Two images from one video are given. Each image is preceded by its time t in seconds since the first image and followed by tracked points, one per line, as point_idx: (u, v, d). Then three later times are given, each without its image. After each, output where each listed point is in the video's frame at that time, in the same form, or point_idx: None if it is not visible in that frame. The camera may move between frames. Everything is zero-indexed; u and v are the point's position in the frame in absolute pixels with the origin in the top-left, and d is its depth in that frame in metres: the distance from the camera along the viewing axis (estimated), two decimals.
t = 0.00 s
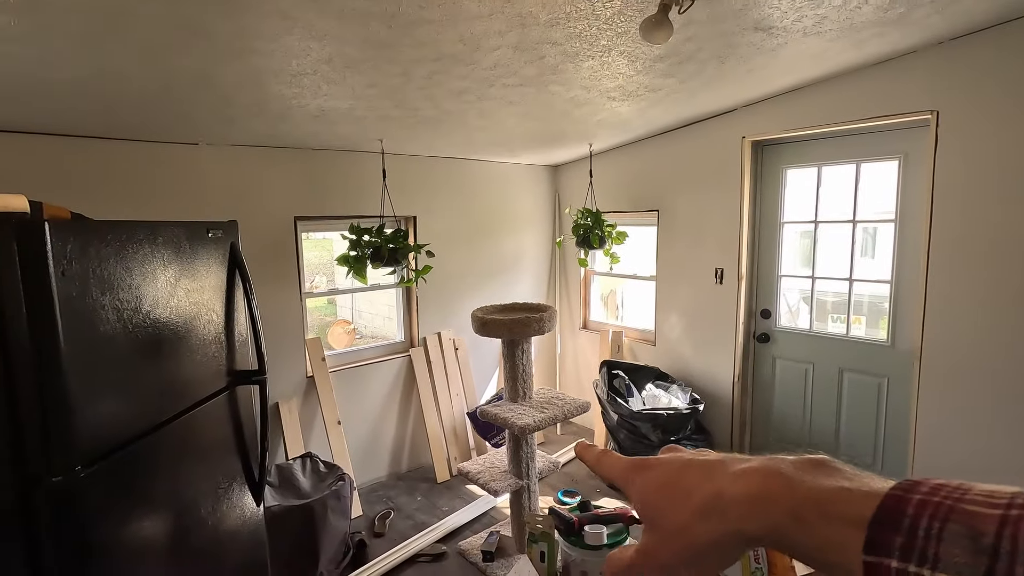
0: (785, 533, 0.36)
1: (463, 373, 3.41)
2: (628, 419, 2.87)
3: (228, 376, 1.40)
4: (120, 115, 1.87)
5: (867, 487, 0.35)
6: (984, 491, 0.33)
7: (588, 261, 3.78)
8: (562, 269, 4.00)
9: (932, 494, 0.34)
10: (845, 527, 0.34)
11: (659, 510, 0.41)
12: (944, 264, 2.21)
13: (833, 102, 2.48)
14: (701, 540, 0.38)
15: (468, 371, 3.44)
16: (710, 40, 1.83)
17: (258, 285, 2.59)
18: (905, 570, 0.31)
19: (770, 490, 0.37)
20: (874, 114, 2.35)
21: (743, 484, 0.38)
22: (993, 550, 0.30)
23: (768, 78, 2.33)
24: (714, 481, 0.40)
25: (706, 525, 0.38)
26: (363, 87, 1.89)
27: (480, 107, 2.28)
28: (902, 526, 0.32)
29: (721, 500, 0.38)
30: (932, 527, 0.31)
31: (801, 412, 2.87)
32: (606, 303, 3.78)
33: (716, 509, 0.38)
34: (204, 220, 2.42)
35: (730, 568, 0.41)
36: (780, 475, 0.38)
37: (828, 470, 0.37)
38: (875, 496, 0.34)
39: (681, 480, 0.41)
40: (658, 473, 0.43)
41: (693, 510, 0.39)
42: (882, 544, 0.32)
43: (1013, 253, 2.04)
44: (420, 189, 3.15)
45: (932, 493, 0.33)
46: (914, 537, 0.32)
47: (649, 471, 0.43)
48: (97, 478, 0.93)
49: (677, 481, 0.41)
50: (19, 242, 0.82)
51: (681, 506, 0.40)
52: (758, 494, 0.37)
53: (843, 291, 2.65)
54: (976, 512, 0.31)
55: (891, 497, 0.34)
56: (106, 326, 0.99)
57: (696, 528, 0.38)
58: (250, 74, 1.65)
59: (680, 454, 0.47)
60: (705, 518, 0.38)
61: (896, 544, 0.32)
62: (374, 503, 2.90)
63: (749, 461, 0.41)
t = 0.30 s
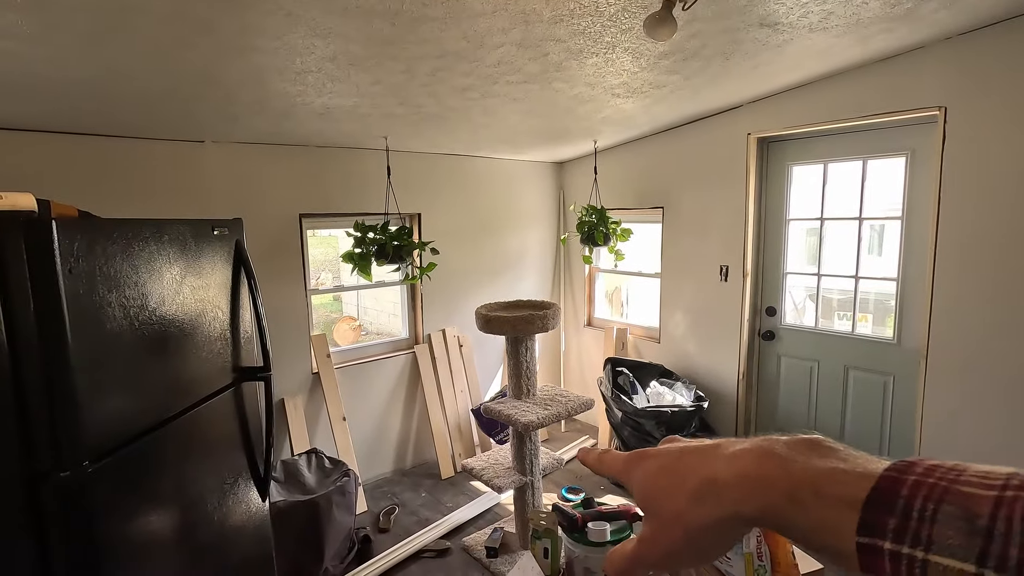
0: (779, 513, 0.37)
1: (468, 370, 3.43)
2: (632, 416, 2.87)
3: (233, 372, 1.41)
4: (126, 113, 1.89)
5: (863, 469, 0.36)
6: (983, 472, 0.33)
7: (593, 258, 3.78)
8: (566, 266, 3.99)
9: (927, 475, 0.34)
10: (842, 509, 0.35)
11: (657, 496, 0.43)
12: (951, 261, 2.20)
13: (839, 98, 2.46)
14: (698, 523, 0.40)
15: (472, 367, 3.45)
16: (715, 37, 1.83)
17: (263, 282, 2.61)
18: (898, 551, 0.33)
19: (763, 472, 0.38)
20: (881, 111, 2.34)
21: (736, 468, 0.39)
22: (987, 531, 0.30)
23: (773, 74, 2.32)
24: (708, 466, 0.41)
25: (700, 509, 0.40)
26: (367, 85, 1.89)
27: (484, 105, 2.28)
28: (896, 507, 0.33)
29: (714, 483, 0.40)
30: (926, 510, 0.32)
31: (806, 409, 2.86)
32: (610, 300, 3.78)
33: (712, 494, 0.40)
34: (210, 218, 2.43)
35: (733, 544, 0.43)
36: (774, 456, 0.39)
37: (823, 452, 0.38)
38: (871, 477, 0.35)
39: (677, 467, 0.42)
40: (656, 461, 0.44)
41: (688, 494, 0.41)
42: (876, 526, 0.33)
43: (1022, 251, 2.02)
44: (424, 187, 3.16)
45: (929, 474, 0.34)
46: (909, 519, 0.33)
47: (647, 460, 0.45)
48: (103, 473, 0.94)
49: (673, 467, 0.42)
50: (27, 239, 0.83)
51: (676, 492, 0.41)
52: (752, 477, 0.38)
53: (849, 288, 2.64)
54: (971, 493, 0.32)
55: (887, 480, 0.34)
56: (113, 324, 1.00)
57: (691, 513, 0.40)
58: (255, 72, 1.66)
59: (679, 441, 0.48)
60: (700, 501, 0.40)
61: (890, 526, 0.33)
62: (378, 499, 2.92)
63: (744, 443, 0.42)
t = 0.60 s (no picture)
0: (784, 471, 0.36)
1: (472, 367, 3.43)
2: (636, 413, 2.87)
3: (240, 368, 1.42)
4: (132, 111, 1.90)
5: (870, 429, 0.35)
6: (994, 430, 0.32)
7: (598, 255, 3.77)
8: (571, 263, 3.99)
9: (937, 434, 0.33)
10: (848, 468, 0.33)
11: (657, 461, 0.41)
12: (958, 260, 2.18)
13: (847, 94, 2.44)
14: (700, 486, 0.39)
15: (476, 364, 3.46)
16: (720, 32, 1.82)
17: (269, 278, 2.62)
18: (905, 509, 0.31)
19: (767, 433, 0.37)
20: (888, 107, 2.32)
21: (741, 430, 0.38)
22: (998, 488, 0.29)
23: (779, 70, 2.31)
24: (711, 429, 0.39)
25: (703, 474, 0.38)
26: (372, 82, 1.89)
27: (489, 101, 2.28)
28: (904, 465, 0.32)
29: (719, 447, 0.38)
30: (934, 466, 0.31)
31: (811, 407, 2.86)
32: (615, 297, 3.78)
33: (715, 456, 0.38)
34: (216, 215, 2.44)
35: (736, 509, 0.42)
36: (780, 418, 0.37)
37: (829, 411, 0.37)
38: (879, 436, 0.34)
39: (679, 432, 0.41)
40: (657, 428, 0.43)
41: (689, 457, 0.39)
42: (882, 483, 0.32)
43: None
44: (429, 183, 3.16)
45: (937, 432, 0.33)
46: (916, 477, 0.31)
47: (649, 428, 0.43)
48: (112, 467, 0.95)
49: (676, 433, 0.41)
50: (36, 238, 0.84)
51: (677, 455, 0.40)
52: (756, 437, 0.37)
53: (854, 286, 2.63)
54: (982, 449, 0.30)
55: (894, 438, 0.33)
56: (121, 320, 1.01)
57: (693, 476, 0.39)
58: (260, 69, 1.66)
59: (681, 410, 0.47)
60: (703, 466, 0.39)
61: (897, 483, 0.32)
62: (384, 495, 2.93)
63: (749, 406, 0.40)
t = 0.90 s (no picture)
0: (754, 473, 0.37)
1: (476, 364, 3.45)
2: (639, 410, 2.88)
3: (244, 365, 1.43)
4: (137, 109, 1.91)
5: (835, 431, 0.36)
6: (949, 435, 0.33)
7: (601, 252, 3.78)
8: (574, 260, 3.99)
9: (896, 437, 0.34)
10: (811, 470, 0.34)
11: (638, 465, 0.42)
12: (963, 257, 2.17)
13: (851, 91, 2.44)
14: (678, 488, 0.40)
15: (480, 361, 3.47)
16: (723, 30, 1.81)
17: (273, 276, 2.64)
18: (862, 510, 0.32)
19: (739, 436, 0.37)
20: (892, 104, 2.31)
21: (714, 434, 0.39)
22: (951, 491, 0.30)
23: (782, 67, 2.30)
24: (688, 434, 0.40)
25: (680, 477, 0.39)
26: (375, 80, 1.90)
27: (491, 99, 2.28)
28: (863, 469, 0.32)
29: (693, 451, 0.39)
30: (891, 469, 0.32)
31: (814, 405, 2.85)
32: (618, 295, 3.78)
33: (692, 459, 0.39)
34: (220, 212, 2.46)
35: (716, 511, 0.42)
36: (752, 421, 0.38)
37: (800, 417, 0.38)
38: (842, 439, 0.34)
39: (658, 436, 0.42)
40: (641, 434, 0.44)
41: (667, 461, 0.40)
42: (842, 486, 0.33)
43: None
44: (432, 181, 3.17)
45: (897, 437, 0.34)
46: (874, 480, 0.32)
47: (631, 433, 0.45)
48: (119, 462, 0.97)
49: (655, 437, 0.42)
50: (43, 236, 0.85)
51: (656, 458, 0.41)
52: (728, 440, 0.38)
53: (858, 284, 2.62)
54: (936, 453, 0.31)
55: (855, 441, 0.34)
56: (127, 317, 1.02)
57: (672, 479, 0.40)
58: (262, 68, 1.67)
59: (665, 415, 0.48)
60: (679, 469, 0.39)
61: (855, 486, 0.32)
62: (387, 491, 2.95)
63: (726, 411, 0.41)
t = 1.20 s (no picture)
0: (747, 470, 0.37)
1: (479, 361, 3.46)
2: (642, 408, 2.88)
3: (248, 363, 1.44)
4: (142, 108, 1.92)
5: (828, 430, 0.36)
6: (942, 435, 0.34)
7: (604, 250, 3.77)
8: (578, 258, 3.99)
9: (890, 437, 0.34)
10: (803, 469, 0.34)
11: (633, 462, 0.43)
12: (968, 256, 2.16)
13: (856, 89, 2.43)
14: (671, 486, 0.40)
15: (483, 359, 3.48)
16: (727, 27, 1.81)
17: (277, 273, 2.65)
18: (855, 510, 0.32)
19: (732, 435, 0.38)
20: (897, 102, 2.30)
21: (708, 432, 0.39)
22: (943, 491, 0.30)
23: (787, 65, 2.29)
24: (682, 431, 0.41)
25: (674, 474, 0.40)
26: (379, 78, 1.90)
27: (495, 97, 2.28)
28: (856, 469, 0.33)
29: (687, 449, 0.40)
30: (884, 469, 0.32)
31: (818, 404, 2.85)
32: (622, 293, 3.77)
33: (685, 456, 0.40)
34: (225, 211, 2.47)
35: (711, 507, 0.43)
36: (746, 419, 0.39)
37: (795, 416, 0.38)
38: (836, 438, 0.35)
39: (653, 434, 0.43)
40: (637, 430, 0.44)
41: (661, 458, 0.41)
42: (835, 485, 0.33)
43: None
44: (436, 179, 3.17)
45: (891, 437, 0.34)
46: (867, 480, 0.33)
47: (627, 431, 0.45)
48: (125, 459, 0.98)
49: (650, 435, 0.43)
50: (51, 234, 0.86)
51: (651, 456, 0.42)
52: (720, 437, 0.38)
53: (863, 282, 2.61)
54: (929, 454, 0.32)
55: (848, 441, 0.34)
56: (133, 315, 1.03)
57: (665, 474, 0.40)
58: (267, 66, 1.68)
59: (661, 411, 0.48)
60: (672, 467, 0.40)
61: (849, 486, 0.33)
62: (391, 488, 2.97)
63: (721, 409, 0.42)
